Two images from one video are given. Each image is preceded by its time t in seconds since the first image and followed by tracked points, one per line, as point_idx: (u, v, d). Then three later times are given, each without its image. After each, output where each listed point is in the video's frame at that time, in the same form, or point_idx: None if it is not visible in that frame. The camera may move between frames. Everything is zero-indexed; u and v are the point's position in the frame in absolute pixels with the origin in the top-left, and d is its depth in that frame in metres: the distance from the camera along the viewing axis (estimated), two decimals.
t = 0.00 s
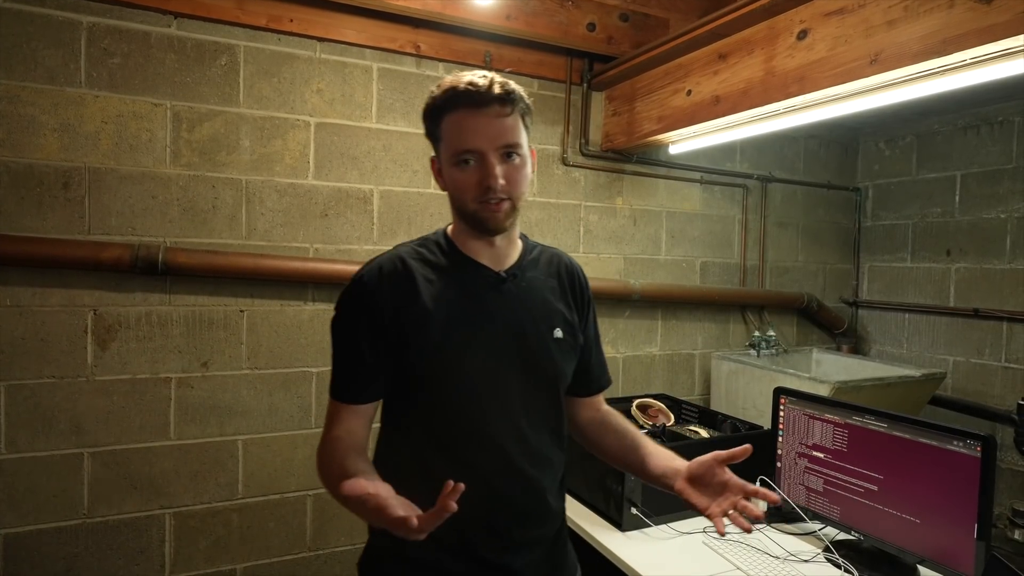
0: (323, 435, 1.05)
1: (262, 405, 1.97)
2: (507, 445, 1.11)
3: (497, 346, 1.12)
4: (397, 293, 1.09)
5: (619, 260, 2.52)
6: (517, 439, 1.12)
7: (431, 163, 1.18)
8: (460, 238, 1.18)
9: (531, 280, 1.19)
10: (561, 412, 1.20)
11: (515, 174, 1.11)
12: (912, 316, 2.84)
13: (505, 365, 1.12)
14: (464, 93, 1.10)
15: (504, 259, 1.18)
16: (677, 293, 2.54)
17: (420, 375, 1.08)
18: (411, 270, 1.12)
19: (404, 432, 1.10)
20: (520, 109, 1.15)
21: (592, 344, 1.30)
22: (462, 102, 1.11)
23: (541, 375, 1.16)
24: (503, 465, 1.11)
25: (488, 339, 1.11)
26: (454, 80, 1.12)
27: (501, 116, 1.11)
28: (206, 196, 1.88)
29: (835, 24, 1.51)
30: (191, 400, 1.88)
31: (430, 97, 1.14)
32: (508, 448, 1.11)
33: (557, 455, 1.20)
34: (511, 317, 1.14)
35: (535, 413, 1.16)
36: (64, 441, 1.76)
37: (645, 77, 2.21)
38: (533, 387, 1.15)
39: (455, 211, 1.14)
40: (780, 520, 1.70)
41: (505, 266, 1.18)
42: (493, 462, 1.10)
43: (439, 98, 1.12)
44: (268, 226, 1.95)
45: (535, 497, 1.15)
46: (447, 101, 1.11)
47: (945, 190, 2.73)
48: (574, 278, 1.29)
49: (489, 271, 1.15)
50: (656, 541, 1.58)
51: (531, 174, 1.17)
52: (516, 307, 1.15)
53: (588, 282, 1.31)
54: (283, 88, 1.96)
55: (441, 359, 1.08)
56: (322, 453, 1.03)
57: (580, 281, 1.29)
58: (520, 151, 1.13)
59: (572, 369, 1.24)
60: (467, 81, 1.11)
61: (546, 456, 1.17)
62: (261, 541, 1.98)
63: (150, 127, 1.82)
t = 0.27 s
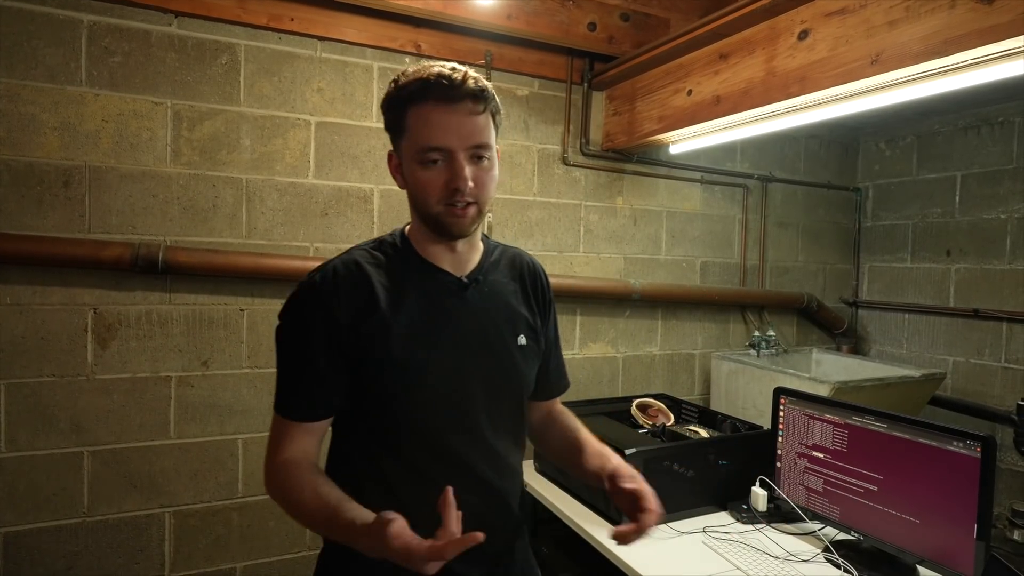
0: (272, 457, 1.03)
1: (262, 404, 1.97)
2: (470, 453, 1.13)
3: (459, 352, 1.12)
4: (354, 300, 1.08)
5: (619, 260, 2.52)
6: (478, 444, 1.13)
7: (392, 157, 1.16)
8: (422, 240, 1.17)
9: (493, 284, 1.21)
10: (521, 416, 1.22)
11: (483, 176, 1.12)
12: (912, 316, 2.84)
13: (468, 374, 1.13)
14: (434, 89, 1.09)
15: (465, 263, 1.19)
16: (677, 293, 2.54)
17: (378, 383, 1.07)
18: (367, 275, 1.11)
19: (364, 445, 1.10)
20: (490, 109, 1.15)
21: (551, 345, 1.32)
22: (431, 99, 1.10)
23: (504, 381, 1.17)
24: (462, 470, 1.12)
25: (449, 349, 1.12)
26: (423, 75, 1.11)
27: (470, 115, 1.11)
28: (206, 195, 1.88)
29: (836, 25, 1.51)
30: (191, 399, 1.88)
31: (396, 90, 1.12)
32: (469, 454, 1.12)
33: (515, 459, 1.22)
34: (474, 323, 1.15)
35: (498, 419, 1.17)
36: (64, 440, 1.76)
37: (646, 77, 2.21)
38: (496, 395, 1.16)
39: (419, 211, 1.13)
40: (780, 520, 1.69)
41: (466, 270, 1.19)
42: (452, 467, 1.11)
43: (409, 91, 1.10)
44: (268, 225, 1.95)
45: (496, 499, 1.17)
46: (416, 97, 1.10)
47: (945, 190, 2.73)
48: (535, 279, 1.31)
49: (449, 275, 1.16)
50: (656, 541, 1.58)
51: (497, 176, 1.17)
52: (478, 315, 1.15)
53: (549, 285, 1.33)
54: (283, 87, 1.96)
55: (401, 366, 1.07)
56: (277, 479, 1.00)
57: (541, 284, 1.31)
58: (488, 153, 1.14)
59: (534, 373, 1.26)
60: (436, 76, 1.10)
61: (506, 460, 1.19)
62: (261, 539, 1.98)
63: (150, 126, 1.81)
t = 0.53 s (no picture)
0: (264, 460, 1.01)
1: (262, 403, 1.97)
2: (464, 448, 1.15)
3: (451, 349, 1.15)
4: (347, 299, 1.08)
5: (619, 260, 2.52)
6: (470, 440, 1.16)
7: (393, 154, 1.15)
8: (418, 236, 1.17)
9: (481, 282, 1.24)
10: (510, 412, 1.25)
11: (486, 178, 1.14)
12: (912, 316, 2.84)
13: (462, 371, 1.16)
14: (443, 91, 1.08)
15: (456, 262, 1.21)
16: (677, 293, 2.54)
17: (372, 381, 1.08)
18: (359, 274, 1.11)
19: (356, 444, 1.11)
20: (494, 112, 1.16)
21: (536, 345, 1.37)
22: (440, 100, 1.09)
23: (494, 377, 1.19)
24: (455, 466, 1.15)
25: (443, 346, 1.14)
26: (434, 75, 1.09)
27: (477, 119, 1.11)
28: (206, 194, 1.88)
29: (836, 24, 1.51)
30: (191, 398, 1.88)
31: (401, 86, 1.10)
32: (461, 450, 1.15)
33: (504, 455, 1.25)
34: (465, 320, 1.18)
35: (491, 415, 1.20)
36: (63, 438, 1.76)
37: (646, 77, 2.21)
38: (489, 391, 1.19)
39: (420, 210, 1.13)
40: (780, 520, 1.69)
41: (457, 267, 1.21)
42: (445, 463, 1.14)
43: (417, 90, 1.09)
44: (268, 224, 1.95)
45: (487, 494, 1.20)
46: (426, 98, 1.09)
47: (945, 191, 2.73)
48: (519, 279, 1.36)
49: (442, 273, 1.18)
50: (656, 541, 1.58)
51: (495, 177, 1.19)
52: (471, 313, 1.19)
53: (531, 284, 1.38)
54: (283, 86, 1.96)
55: (395, 364, 1.09)
56: (273, 481, 0.99)
57: (524, 283, 1.36)
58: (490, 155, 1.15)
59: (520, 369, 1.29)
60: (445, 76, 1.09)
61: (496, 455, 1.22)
62: (261, 538, 1.98)
63: (150, 125, 1.81)
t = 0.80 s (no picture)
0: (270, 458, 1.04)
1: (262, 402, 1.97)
2: (473, 445, 1.16)
3: (458, 346, 1.15)
4: (353, 299, 1.10)
5: (619, 259, 2.52)
6: (479, 437, 1.16)
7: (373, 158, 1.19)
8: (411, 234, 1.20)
9: (488, 279, 1.24)
10: (518, 409, 1.25)
11: (461, 163, 1.14)
12: (912, 316, 2.84)
13: (470, 367, 1.16)
14: (397, 83, 1.12)
15: (457, 256, 1.21)
16: (677, 292, 2.54)
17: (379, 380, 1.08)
18: (365, 274, 1.12)
19: (364, 440, 1.12)
20: (459, 96, 1.17)
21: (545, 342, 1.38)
22: (398, 93, 1.12)
23: (502, 374, 1.20)
24: (464, 463, 1.15)
25: (451, 343, 1.14)
26: (388, 71, 1.14)
27: (438, 104, 1.13)
28: (206, 193, 1.88)
29: (837, 24, 1.51)
30: (191, 397, 1.88)
31: (364, 91, 1.16)
32: (471, 446, 1.15)
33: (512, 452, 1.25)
34: (472, 317, 1.18)
35: (500, 411, 1.20)
36: (64, 438, 1.76)
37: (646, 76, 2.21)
38: (497, 388, 1.19)
39: (404, 207, 1.16)
40: (780, 519, 1.69)
41: (461, 263, 1.22)
42: (454, 459, 1.14)
43: (376, 91, 1.13)
44: (268, 224, 1.95)
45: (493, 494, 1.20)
46: (383, 94, 1.13)
47: (945, 190, 2.73)
48: (528, 274, 1.36)
49: (446, 269, 1.19)
50: (655, 540, 1.58)
51: (476, 162, 1.19)
52: (478, 309, 1.19)
53: (538, 280, 1.38)
54: (283, 86, 1.96)
55: (402, 362, 1.09)
56: (280, 479, 1.03)
57: (531, 279, 1.36)
58: (464, 139, 1.16)
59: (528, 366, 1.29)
60: (401, 70, 1.13)
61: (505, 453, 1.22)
62: (261, 537, 1.98)
63: (150, 124, 1.81)
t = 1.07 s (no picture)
0: (299, 437, 1.08)
1: (261, 402, 1.97)
2: (487, 438, 1.17)
3: (477, 341, 1.17)
4: (377, 290, 1.12)
5: (618, 259, 2.52)
6: (495, 432, 1.18)
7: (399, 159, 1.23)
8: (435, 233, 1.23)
9: (511, 276, 1.25)
10: (536, 405, 1.26)
11: (482, 164, 1.16)
12: (911, 315, 2.84)
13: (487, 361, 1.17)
14: (419, 87, 1.14)
15: (479, 254, 1.23)
16: (677, 292, 2.54)
17: (400, 371, 1.11)
18: (390, 267, 1.15)
19: (383, 429, 1.14)
20: (480, 98, 1.19)
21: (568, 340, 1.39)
22: (420, 96, 1.15)
23: (521, 369, 1.21)
24: (478, 459, 1.17)
25: (470, 336, 1.16)
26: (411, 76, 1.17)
27: (459, 107, 1.15)
28: (206, 192, 1.88)
29: (836, 23, 1.51)
30: (191, 396, 1.88)
31: (391, 94, 1.19)
32: (485, 440, 1.17)
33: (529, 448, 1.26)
34: (492, 313, 1.19)
35: (517, 406, 1.21)
36: (63, 437, 1.76)
37: (646, 75, 2.21)
38: (515, 383, 1.20)
39: (428, 206, 1.19)
40: (779, 519, 1.69)
41: (484, 261, 1.23)
42: (469, 455, 1.16)
43: (401, 94, 1.16)
44: (268, 223, 1.95)
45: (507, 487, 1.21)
46: (408, 97, 1.16)
47: (945, 190, 2.73)
48: (551, 272, 1.36)
49: (469, 266, 1.21)
50: (655, 539, 1.58)
51: (498, 163, 1.21)
52: (498, 304, 1.20)
53: (563, 279, 1.38)
54: (283, 85, 1.96)
55: (422, 355, 1.12)
56: (307, 458, 1.06)
57: (556, 277, 1.36)
58: (485, 141, 1.18)
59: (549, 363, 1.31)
60: (425, 74, 1.16)
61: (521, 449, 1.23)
62: (260, 536, 1.98)
63: (149, 123, 1.81)
